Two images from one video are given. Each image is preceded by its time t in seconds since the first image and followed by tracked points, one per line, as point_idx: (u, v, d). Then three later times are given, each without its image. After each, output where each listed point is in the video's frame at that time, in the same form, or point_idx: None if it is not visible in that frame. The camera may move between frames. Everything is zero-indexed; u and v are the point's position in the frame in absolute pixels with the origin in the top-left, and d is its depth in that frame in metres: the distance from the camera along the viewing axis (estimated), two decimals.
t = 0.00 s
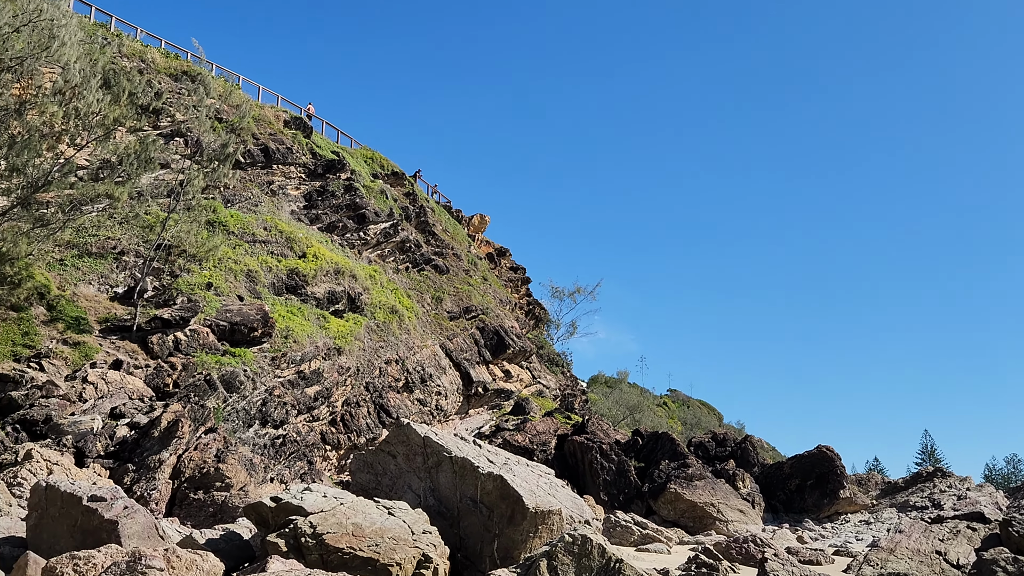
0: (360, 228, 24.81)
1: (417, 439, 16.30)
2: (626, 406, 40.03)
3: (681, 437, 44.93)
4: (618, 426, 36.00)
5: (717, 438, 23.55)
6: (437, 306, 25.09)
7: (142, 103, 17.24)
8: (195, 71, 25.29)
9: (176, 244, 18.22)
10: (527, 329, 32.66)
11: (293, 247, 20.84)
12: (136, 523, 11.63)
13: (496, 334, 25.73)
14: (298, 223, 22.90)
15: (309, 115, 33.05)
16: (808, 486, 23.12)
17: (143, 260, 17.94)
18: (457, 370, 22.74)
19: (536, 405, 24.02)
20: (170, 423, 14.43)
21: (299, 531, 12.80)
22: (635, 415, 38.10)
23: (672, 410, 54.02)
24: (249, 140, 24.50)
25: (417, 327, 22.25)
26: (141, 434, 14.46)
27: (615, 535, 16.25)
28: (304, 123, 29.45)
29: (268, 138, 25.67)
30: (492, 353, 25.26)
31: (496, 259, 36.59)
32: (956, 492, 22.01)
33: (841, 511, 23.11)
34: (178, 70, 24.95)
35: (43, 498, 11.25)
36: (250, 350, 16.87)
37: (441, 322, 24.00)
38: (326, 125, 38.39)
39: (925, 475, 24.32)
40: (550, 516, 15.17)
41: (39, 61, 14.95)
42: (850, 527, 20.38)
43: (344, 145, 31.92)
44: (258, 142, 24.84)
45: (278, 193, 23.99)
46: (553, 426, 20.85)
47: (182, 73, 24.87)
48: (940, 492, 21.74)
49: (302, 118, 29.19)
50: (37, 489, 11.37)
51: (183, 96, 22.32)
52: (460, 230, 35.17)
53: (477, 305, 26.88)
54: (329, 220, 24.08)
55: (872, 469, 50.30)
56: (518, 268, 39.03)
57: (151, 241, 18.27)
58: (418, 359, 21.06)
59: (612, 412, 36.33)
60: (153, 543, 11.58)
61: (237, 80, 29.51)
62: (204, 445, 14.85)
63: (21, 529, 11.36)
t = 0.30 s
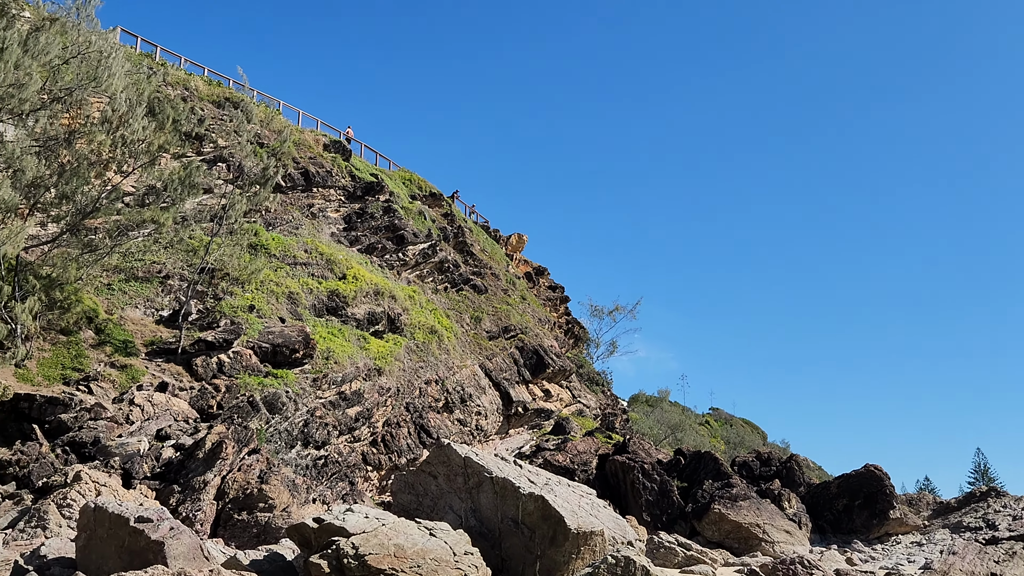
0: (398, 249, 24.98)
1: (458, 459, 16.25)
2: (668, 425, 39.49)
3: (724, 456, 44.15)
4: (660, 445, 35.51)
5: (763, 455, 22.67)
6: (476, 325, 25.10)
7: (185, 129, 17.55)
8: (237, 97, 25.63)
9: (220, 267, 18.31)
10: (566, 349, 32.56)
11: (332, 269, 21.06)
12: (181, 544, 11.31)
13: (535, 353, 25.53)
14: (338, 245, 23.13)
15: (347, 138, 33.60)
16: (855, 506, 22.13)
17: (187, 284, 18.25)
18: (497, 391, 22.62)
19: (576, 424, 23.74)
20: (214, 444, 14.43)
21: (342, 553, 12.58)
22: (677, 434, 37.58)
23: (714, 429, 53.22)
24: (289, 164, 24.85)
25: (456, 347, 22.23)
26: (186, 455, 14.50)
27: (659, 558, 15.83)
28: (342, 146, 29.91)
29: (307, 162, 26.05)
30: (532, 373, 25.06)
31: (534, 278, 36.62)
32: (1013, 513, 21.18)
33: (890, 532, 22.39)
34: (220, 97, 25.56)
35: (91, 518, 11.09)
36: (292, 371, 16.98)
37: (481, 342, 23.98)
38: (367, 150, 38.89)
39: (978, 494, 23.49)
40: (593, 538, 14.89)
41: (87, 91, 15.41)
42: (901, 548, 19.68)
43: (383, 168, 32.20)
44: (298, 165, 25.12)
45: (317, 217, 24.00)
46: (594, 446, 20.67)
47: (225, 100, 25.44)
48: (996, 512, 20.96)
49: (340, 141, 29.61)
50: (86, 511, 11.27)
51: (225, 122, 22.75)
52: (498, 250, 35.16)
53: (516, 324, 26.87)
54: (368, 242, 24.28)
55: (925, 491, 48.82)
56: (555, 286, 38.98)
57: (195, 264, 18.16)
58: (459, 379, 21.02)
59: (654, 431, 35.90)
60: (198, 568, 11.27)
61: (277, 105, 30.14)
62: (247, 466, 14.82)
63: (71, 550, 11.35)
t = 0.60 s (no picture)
0: (437, 268, 25.11)
1: (499, 479, 16.15)
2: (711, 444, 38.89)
3: (770, 475, 43.24)
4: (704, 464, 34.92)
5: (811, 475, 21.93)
6: (515, 344, 25.14)
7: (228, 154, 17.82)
8: (277, 123, 26.12)
9: (262, 290, 18.49)
10: (607, 367, 32.37)
11: (372, 289, 21.25)
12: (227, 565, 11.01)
13: (575, 371, 25.36)
14: (378, 266, 23.32)
15: (386, 160, 34.09)
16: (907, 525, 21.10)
17: (230, 306, 18.52)
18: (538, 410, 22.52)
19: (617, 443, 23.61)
20: (258, 465, 14.49)
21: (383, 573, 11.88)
22: (720, 452, 36.94)
23: (758, 447, 52.29)
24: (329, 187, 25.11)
25: (496, 366, 22.21)
26: (230, 475, 14.62)
27: None
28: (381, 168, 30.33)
29: (347, 184, 26.39)
30: (571, 392, 24.95)
31: (573, 296, 36.59)
32: None
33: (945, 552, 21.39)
34: (262, 122, 26.09)
35: (138, 539, 11.32)
36: (333, 392, 17.02)
37: (521, 360, 23.96)
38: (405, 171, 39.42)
39: None
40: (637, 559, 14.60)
41: (133, 120, 15.66)
42: (955, 569, 18.53)
43: (421, 189, 32.55)
44: (337, 188, 25.48)
45: (358, 238, 24.44)
46: (637, 464, 20.40)
47: (267, 124, 25.92)
48: None
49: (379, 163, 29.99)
50: (133, 531, 11.42)
51: (266, 146, 23.11)
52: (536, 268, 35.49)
53: (556, 343, 26.89)
54: (407, 262, 24.55)
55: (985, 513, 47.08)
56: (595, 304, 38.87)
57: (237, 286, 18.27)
58: (499, 399, 20.83)
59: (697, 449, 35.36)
60: None
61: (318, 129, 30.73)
62: (290, 486, 14.86)
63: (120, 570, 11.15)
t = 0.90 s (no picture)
0: (476, 286, 25.21)
1: (541, 498, 15.95)
2: (756, 460, 38.32)
3: (818, 493, 42.35)
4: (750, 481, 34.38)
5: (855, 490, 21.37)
6: (556, 361, 25.15)
7: (270, 177, 18.09)
8: (316, 145, 26.49)
9: (304, 309, 18.70)
10: (649, 384, 32.18)
11: (413, 308, 21.39)
12: None
13: (617, 389, 25.12)
14: (417, 285, 23.49)
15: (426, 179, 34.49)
16: (960, 544, 20.05)
17: (273, 326, 18.70)
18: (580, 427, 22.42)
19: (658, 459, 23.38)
20: (301, 484, 14.38)
21: None
22: (766, 469, 36.34)
23: (804, 464, 51.45)
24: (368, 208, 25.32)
25: (536, 384, 22.23)
26: (274, 494, 14.52)
27: None
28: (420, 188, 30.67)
29: (386, 204, 26.70)
30: (613, 410, 24.74)
31: (613, 312, 36.58)
32: None
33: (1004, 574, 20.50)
34: (303, 145, 26.57)
35: (185, 558, 11.33)
36: (375, 411, 17.11)
37: (561, 378, 23.93)
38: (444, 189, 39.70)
39: None
40: None
41: (178, 145, 16.24)
42: None
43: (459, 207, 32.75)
44: (377, 209, 25.80)
45: (397, 256, 24.65)
46: (681, 482, 20.14)
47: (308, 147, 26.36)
48: None
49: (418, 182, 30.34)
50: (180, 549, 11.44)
51: (308, 167, 23.35)
52: (575, 285, 35.57)
53: (596, 360, 26.74)
54: (446, 280, 24.73)
55: None
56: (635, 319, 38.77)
57: (280, 307, 18.92)
58: (540, 416, 20.89)
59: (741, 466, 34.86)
60: None
61: (357, 150, 31.21)
62: (333, 506, 14.82)
63: None
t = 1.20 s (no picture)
0: (515, 302, 25.25)
1: (584, 514, 15.76)
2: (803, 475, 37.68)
3: (868, 508, 41.47)
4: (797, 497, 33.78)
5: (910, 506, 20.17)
6: (596, 376, 25.07)
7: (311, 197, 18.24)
8: (356, 164, 26.76)
9: (345, 327, 18.89)
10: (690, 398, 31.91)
11: (452, 324, 21.45)
12: None
13: (658, 403, 24.88)
14: (456, 301, 23.55)
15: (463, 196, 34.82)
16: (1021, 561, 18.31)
17: (314, 344, 18.89)
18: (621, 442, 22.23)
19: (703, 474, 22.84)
20: (344, 501, 14.43)
21: None
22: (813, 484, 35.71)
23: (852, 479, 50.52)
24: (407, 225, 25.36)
25: (577, 400, 22.15)
26: (318, 513, 14.66)
27: None
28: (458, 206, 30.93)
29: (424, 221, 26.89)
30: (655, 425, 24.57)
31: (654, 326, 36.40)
32: None
33: None
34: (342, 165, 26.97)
35: None
36: (416, 428, 17.15)
37: (602, 393, 23.83)
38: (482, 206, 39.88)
39: None
40: None
41: (220, 167, 16.50)
42: None
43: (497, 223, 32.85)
44: (416, 226, 25.95)
45: (436, 273, 24.76)
46: (726, 498, 19.85)
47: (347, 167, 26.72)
48: None
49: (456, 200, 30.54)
50: (227, 569, 11.73)
51: (348, 186, 23.55)
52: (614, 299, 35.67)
53: (637, 375, 26.50)
54: (485, 296, 24.83)
55: None
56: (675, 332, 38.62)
57: (322, 325, 19.05)
58: (580, 432, 20.72)
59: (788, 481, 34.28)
60: None
61: (395, 169, 31.61)
62: (375, 522, 14.31)
63: None
